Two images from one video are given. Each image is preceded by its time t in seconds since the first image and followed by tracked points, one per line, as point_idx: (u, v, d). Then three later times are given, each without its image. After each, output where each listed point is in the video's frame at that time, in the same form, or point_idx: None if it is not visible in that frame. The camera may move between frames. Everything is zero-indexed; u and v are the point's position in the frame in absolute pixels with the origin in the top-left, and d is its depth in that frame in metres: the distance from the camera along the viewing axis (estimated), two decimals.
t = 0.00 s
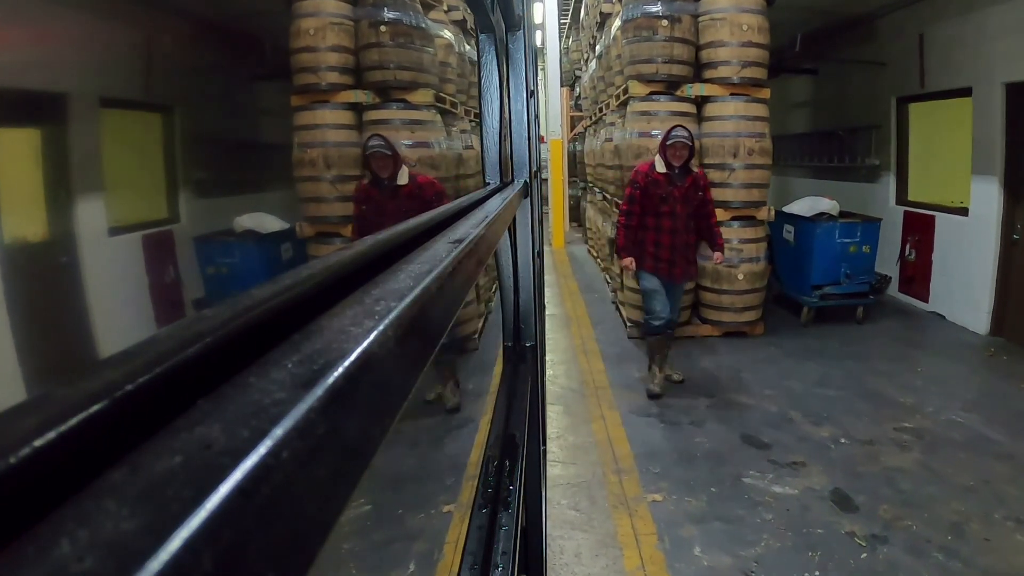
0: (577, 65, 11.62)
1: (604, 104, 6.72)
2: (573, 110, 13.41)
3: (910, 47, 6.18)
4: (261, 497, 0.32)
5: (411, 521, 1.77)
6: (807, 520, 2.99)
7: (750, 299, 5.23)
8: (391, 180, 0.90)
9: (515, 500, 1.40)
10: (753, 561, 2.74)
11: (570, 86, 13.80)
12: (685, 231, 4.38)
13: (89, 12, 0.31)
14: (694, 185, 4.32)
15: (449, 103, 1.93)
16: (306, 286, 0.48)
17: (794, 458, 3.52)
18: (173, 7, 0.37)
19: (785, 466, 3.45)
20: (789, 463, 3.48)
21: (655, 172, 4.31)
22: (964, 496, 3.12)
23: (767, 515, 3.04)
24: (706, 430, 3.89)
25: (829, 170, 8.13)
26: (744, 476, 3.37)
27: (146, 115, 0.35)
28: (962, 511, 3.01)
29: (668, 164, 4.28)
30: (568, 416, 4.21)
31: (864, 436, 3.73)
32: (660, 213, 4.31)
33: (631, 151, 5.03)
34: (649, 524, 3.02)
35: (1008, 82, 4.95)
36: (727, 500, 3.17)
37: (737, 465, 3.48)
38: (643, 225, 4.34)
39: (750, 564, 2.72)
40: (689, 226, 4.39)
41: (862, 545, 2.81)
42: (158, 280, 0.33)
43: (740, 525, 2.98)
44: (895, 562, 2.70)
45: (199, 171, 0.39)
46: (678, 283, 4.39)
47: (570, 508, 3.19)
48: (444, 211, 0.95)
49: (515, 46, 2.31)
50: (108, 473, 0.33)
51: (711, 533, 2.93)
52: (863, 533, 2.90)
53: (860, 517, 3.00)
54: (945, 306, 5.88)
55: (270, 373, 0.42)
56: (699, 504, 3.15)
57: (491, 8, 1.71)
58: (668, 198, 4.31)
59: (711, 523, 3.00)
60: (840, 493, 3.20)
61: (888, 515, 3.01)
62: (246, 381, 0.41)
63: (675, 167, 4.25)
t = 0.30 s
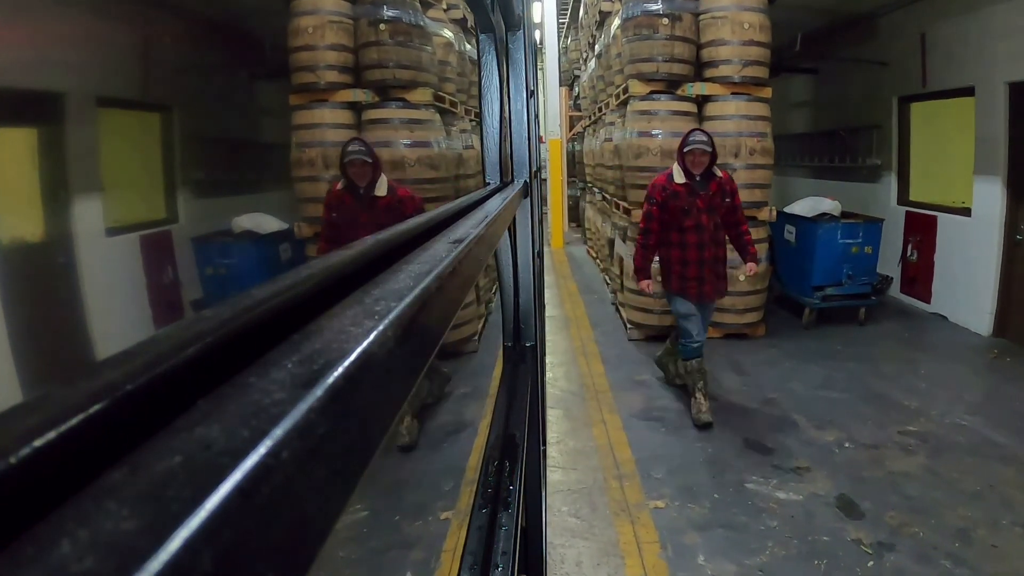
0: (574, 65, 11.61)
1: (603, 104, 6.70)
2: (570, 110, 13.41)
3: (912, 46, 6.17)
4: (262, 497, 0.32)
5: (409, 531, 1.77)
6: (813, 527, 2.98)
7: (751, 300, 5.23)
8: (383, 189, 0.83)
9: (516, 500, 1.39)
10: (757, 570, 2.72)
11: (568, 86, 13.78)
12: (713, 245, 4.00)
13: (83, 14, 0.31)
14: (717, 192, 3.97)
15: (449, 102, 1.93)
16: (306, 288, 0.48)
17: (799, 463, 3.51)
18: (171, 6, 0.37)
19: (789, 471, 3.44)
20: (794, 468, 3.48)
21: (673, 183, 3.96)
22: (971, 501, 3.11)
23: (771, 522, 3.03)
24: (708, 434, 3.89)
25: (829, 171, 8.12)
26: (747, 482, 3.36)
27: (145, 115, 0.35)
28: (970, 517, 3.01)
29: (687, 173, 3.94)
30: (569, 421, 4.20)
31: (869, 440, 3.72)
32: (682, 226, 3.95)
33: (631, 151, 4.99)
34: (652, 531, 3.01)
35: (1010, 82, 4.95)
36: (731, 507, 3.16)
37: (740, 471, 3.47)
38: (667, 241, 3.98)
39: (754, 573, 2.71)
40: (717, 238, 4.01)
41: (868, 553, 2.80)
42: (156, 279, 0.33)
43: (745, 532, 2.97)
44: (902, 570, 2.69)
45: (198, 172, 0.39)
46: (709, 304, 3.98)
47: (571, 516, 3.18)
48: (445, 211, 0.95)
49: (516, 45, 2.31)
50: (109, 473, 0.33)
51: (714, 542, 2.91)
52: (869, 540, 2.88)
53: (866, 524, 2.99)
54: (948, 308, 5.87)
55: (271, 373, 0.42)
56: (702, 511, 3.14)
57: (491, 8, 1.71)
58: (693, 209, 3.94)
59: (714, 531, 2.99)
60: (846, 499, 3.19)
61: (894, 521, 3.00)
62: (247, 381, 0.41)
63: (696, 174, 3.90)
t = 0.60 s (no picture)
0: (572, 64, 11.59)
1: (602, 103, 6.69)
2: (569, 110, 13.39)
3: (913, 45, 6.15)
4: (262, 496, 0.32)
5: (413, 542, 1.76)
6: (818, 535, 2.97)
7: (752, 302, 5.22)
8: (352, 186, 0.69)
9: (516, 500, 1.39)
10: None
11: (565, 85, 13.75)
12: (747, 248, 3.66)
13: (81, 14, 0.31)
14: (752, 190, 3.64)
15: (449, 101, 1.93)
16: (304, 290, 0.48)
17: (803, 468, 3.51)
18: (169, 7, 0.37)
19: (793, 477, 3.44)
20: (798, 474, 3.47)
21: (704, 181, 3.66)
22: (978, 508, 3.10)
23: (776, 529, 3.03)
24: (710, 439, 3.88)
25: (829, 170, 8.11)
26: (751, 488, 3.36)
27: (142, 114, 0.34)
28: (977, 523, 3.00)
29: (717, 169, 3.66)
30: (569, 426, 4.19)
31: (873, 444, 3.71)
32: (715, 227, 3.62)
33: (631, 150, 4.97)
34: (654, 539, 3.00)
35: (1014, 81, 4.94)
36: (735, 514, 3.15)
37: (744, 476, 3.47)
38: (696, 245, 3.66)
39: None
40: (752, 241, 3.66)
41: (876, 561, 2.78)
42: (154, 280, 0.33)
43: (749, 540, 2.96)
44: None
45: (196, 171, 0.39)
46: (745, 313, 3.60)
47: (572, 524, 3.17)
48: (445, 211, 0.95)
49: (516, 45, 2.31)
50: (108, 473, 0.33)
51: (718, 550, 2.90)
52: (876, 548, 2.87)
53: (872, 530, 2.98)
54: (950, 308, 5.86)
55: (271, 373, 0.42)
56: (706, 518, 3.13)
57: (491, 8, 1.71)
58: (724, 209, 3.61)
59: (719, 539, 2.98)
60: (851, 505, 3.18)
61: (900, 528, 2.99)
62: (246, 380, 0.41)
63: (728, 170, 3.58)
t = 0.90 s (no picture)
0: (571, 63, 11.56)
1: (602, 102, 6.68)
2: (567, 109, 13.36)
3: (915, 44, 6.14)
4: (262, 497, 0.32)
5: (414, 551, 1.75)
6: (824, 542, 2.96)
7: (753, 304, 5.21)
8: (320, 200, 0.59)
9: (516, 500, 1.39)
10: None
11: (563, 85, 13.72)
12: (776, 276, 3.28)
13: (83, 15, 0.31)
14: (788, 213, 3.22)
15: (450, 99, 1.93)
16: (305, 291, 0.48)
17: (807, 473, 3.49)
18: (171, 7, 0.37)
19: (797, 482, 3.42)
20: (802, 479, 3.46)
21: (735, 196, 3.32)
22: (986, 515, 3.09)
23: (781, 536, 3.01)
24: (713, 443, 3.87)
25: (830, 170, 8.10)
26: (755, 494, 3.35)
27: (139, 115, 0.34)
28: (984, 529, 3.00)
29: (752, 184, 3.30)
30: (569, 430, 4.18)
31: (877, 448, 3.70)
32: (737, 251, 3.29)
33: (632, 150, 4.98)
34: (657, 547, 2.99)
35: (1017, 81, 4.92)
36: (739, 521, 3.14)
37: (747, 482, 3.46)
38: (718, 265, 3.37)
39: None
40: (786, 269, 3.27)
41: (883, 569, 2.77)
42: (153, 283, 0.33)
43: (754, 548, 2.95)
44: None
45: (195, 171, 0.38)
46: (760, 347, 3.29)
47: (574, 532, 3.16)
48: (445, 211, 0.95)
49: (516, 44, 2.31)
50: (107, 474, 0.33)
51: (722, 558, 2.89)
52: (882, 555, 2.86)
53: (879, 537, 2.97)
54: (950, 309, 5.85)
55: (271, 373, 0.42)
56: (709, 525, 3.12)
57: (491, 7, 1.71)
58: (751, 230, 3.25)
59: (723, 547, 2.97)
60: (856, 511, 3.16)
61: (907, 535, 2.98)
62: (246, 380, 0.41)
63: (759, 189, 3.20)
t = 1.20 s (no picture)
0: (569, 63, 11.55)
1: (601, 102, 6.68)
2: (564, 108, 13.34)
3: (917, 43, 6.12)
4: (263, 496, 0.32)
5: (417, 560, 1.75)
6: (830, 549, 2.95)
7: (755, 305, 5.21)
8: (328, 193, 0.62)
9: (515, 499, 1.39)
10: None
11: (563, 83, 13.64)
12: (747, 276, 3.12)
13: (82, 14, 0.31)
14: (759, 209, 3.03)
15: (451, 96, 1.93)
16: (304, 290, 0.48)
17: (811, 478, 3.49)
18: (169, 5, 0.37)
19: (802, 487, 3.41)
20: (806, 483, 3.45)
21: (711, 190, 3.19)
22: (993, 521, 3.09)
23: (786, 543, 3.00)
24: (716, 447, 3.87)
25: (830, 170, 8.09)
26: (758, 499, 3.33)
27: (138, 115, 0.34)
28: (992, 536, 2.99)
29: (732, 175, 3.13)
30: (570, 434, 4.18)
31: (882, 452, 3.70)
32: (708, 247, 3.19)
33: (632, 150, 4.95)
34: (659, 554, 2.98)
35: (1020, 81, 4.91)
36: (743, 527, 3.13)
37: (750, 487, 3.45)
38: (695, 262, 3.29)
39: None
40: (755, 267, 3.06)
41: None
42: (151, 284, 0.33)
43: (758, 555, 2.94)
44: None
45: (194, 171, 0.38)
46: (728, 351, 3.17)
47: (575, 539, 3.15)
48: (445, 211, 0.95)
49: (515, 44, 2.31)
50: (108, 473, 0.33)
51: (726, 566, 2.89)
52: (889, 562, 2.86)
53: (885, 544, 2.96)
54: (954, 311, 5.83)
55: (270, 373, 0.42)
56: (713, 532, 3.11)
57: (491, 7, 1.71)
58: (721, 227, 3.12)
59: (726, 554, 2.96)
60: (861, 517, 3.16)
61: (913, 541, 2.98)
62: (246, 381, 0.41)
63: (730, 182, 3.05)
